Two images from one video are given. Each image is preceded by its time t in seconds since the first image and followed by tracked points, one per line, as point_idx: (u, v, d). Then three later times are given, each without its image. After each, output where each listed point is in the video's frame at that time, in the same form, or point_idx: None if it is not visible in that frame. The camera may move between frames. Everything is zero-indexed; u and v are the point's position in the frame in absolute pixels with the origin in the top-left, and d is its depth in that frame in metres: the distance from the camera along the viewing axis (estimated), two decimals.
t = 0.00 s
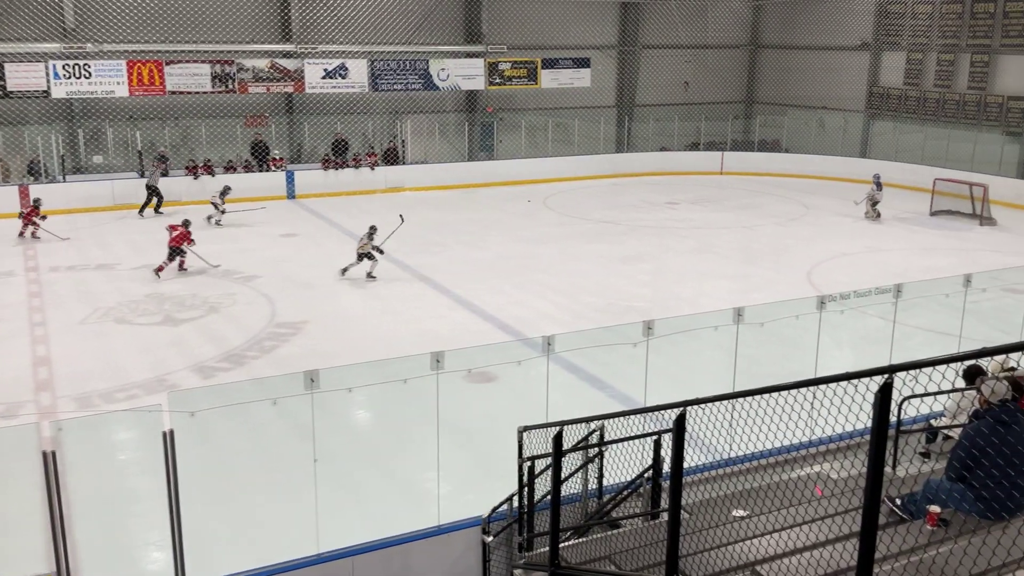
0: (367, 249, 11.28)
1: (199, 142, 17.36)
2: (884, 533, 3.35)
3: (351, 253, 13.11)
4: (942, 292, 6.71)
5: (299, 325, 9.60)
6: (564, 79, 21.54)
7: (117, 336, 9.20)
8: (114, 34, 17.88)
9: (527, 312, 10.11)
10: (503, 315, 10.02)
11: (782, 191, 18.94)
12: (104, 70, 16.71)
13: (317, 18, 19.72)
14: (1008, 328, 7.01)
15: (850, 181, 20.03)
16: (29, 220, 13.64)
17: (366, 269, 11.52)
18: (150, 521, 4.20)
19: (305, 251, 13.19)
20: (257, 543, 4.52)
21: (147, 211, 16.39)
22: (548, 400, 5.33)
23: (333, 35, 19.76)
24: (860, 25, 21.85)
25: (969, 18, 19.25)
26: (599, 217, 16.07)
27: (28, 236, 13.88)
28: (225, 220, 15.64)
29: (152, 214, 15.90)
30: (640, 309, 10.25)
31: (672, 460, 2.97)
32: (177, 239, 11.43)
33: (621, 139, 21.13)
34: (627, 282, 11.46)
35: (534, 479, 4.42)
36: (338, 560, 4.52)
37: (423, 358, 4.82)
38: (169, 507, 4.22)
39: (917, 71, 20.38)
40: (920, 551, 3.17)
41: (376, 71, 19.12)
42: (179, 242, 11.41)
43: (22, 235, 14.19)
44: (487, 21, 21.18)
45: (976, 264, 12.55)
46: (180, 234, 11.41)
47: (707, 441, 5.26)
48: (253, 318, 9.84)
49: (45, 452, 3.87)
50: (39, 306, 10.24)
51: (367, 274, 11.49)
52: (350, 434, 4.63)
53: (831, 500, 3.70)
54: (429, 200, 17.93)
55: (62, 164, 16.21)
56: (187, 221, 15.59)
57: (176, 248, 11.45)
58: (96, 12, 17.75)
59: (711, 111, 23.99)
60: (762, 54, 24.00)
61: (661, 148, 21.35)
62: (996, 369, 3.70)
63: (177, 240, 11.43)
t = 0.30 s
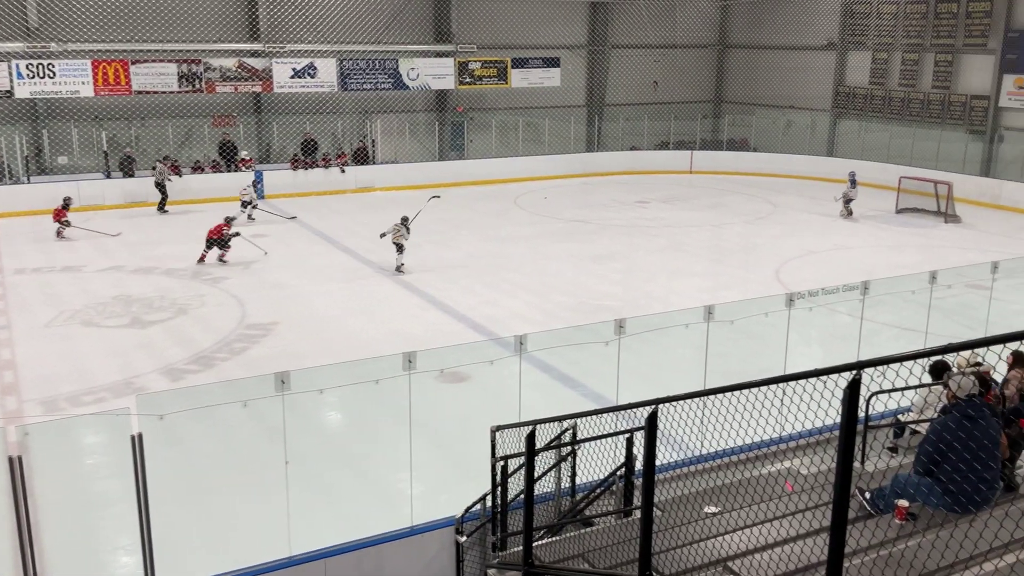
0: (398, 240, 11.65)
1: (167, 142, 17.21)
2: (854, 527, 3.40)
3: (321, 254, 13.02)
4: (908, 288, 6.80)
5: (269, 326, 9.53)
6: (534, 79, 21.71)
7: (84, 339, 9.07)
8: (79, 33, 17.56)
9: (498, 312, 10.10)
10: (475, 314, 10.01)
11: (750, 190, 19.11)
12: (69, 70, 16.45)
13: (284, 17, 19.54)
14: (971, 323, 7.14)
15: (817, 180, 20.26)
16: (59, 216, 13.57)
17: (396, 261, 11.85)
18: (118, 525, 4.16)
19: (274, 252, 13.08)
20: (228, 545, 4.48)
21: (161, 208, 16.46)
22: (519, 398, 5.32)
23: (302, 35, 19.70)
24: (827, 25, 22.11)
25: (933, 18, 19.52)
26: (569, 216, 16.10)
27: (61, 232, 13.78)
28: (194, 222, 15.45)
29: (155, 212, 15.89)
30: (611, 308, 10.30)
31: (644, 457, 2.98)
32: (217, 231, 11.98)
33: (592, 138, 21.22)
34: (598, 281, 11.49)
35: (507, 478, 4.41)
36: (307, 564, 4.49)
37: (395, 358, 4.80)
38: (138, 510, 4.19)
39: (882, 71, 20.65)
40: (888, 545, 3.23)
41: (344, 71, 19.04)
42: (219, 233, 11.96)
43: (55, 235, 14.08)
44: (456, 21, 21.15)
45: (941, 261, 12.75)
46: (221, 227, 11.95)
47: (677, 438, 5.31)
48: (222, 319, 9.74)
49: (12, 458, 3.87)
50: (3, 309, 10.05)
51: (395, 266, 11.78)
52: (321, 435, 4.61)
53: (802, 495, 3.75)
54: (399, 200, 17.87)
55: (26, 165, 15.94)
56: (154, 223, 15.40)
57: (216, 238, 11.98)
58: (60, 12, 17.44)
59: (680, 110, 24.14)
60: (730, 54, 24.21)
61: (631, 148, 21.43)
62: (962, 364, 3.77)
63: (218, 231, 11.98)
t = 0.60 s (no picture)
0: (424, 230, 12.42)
1: (133, 146, 17.04)
2: (825, 522, 3.43)
3: (290, 255, 12.92)
4: (875, 286, 6.89)
5: (239, 328, 9.43)
6: (504, 78, 21.73)
7: (49, 342, 8.91)
8: (42, 33, 17.23)
9: (470, 312, 10.09)
10: (447, 315, 9.99)
11: (719, 189, 19.26)
12: (33, 70, 16.24)
13: (251, 16, 19.27)
14: (936, 319, 7.26)
15: (785, 178, 20.46)
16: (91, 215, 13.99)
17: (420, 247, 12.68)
18: (85, 531, 4.11)
19: (243, 253, 12.95)
20: (199, 550, 4.43)
21: (165, 207, 16.52)
22: (492, 397, 5.32)
23: (269, 33, 19.42)
24: (793, 25, 22.35)
25: (898, 18, 19.78)
26: (540, 215, 16.13)
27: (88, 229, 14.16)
28: (162, 223, 15.27)
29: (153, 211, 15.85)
30: (583, 307, 10.33)
31: (618, 456, 2.98)
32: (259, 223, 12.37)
33: (562, 138, 21.26)
34: (570, 280, 11.53)
35: (482, 478, 4.38)
36: (279, 568, 4.45)
37: (367, 359, 4.77)
38: (106, 516, 4.13)
39: (848, 70, 20.91)
40: (860, 539, 3.24)
41: (314, 70, 18.97)
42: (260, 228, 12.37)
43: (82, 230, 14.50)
44: (425, 20, 21.07)
45: (906, 258, 12.94)
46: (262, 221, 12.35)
47: (649, 436, 5.34)
48: (190, 322, 9.63)
49: None
50: None
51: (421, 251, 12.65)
52: (293, 438, 4.56)
53: (773, 491, 3.78)
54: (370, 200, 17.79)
55: None
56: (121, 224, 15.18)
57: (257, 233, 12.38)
58: (21, 11, 17.05)
59: (649, 110, 24.27)
60: (699, 54, 24.38)
61: (601, 147, 21.47)
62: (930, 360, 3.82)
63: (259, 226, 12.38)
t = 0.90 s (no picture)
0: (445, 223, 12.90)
1: (92, 146, 16.70)
2: (791, 518, 3.47)
3: (255, 257, 12.79)
4: (838, 283, 6.98)
5: (202, 332, 9.30)
6: (469, 79, 21.71)
7: (7, 348, 8.72)
8: None
9: (437, 313, 10.05)
10: (414, 316, 9.95)
11: (684, 188, 19.41)
12: None
13: (212, 16, 19.05)
14: (897, 315, 7.37)
15: (749, 177, 20.67)
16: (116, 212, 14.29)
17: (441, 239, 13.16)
18: (50, 542, 4.00)
19: (207, 256, 12.79)
20: (164, 557, 4.37)
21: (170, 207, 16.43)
22: (459, 398, 5.31)
23: (231, 34, 19.17)
24: (755, 26, 22.61)
25: (858, 19, 20.07)
26: (507, 215, 16.14)
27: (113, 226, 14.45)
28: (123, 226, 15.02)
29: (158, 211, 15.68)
30: (551, 306, 10.35)
31: (585, 456, 2.98)
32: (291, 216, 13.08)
33: (528, 139, 21.29)
34: (537, 280, 11.54)
35: (449, 480, 4.37)
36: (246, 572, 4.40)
37: (333, 361, 4.73)
38: (70, 525, 4.03)
39: (809, 71, 21.19)
40: (823, 534, 3.29)
41: (276, 71, 18.78)
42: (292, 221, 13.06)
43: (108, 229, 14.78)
44: (389, 20, 20.93)
45: (867, 256, 13.14)
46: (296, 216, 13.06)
47: (616, 434, 5.36)
48: (153, 325, 9.48)
49: None
50: None
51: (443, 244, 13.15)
52: (258, 442, 4.51)
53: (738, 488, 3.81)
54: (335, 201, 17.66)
55: None
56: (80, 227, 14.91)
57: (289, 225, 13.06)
58: None
59: (614, 110, 24.40)
60: (663, 54, 24.58)
61: (567, 147, 21.53)
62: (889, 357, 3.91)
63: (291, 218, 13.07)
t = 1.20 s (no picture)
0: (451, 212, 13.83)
1: (48, 147, 16.42)
2: (754, 514, 3.52)
3: (215, 259, 12.61)
4: (797, 281, 7.06)
5: (161, 335, 9.14)
6: (430, 78, 21.64)
7: None
8: None
9: (401, 314, 9.99)
10: (378, 317, 9.88)
11: (646, 188, 19.53)
12: None
13: (169, 16, 18.75)
14: (855, 312, 7.49)
15: (709, 176, 20.86)
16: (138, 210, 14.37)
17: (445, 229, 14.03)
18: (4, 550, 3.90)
19: (166, 259, 12.58)
20: (123, 565, 4.28)
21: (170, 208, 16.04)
22: (424, 399, 5.28)
23: (188, 34, 18.88)
24: (713, 27, 22.83)
25: (814, 19, 20.37)
26: (470, 216, 16.11)
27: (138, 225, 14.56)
28: (79, 228, 14.73)
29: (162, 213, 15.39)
30: (515, 306, 10.35)
31: (552, 456, 2.97)
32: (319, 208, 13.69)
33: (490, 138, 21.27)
34: (501, 280, 11.53)
35: (414, 482, 4.34)
36: None
37: (295, 364, 4.69)
38: (26, 532, 3.93)
39: (768, 70, 21.45)
40: (786, 529, 3.34)
41: (235, 71, 18.55)
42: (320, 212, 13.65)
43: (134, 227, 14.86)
44: (349, 19, 20.78)
45: (826, 253, 13.33)
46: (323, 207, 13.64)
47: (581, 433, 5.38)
48: (111, 330, 9.30)
49: None
50: None
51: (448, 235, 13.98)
52: (219, 446, 4.46)
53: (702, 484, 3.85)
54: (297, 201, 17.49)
55: None
56: (34, 230, 14.58)
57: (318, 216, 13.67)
58: None
59: (576, 110, 24.49)
60: (623, 54, 24.74)
61: (530, 147, 21.56)
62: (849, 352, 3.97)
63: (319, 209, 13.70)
